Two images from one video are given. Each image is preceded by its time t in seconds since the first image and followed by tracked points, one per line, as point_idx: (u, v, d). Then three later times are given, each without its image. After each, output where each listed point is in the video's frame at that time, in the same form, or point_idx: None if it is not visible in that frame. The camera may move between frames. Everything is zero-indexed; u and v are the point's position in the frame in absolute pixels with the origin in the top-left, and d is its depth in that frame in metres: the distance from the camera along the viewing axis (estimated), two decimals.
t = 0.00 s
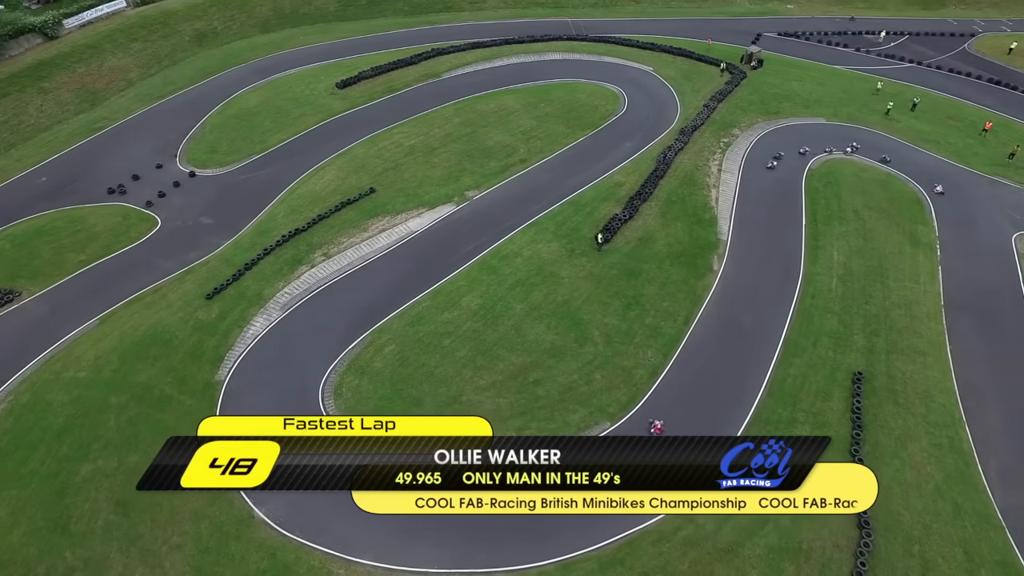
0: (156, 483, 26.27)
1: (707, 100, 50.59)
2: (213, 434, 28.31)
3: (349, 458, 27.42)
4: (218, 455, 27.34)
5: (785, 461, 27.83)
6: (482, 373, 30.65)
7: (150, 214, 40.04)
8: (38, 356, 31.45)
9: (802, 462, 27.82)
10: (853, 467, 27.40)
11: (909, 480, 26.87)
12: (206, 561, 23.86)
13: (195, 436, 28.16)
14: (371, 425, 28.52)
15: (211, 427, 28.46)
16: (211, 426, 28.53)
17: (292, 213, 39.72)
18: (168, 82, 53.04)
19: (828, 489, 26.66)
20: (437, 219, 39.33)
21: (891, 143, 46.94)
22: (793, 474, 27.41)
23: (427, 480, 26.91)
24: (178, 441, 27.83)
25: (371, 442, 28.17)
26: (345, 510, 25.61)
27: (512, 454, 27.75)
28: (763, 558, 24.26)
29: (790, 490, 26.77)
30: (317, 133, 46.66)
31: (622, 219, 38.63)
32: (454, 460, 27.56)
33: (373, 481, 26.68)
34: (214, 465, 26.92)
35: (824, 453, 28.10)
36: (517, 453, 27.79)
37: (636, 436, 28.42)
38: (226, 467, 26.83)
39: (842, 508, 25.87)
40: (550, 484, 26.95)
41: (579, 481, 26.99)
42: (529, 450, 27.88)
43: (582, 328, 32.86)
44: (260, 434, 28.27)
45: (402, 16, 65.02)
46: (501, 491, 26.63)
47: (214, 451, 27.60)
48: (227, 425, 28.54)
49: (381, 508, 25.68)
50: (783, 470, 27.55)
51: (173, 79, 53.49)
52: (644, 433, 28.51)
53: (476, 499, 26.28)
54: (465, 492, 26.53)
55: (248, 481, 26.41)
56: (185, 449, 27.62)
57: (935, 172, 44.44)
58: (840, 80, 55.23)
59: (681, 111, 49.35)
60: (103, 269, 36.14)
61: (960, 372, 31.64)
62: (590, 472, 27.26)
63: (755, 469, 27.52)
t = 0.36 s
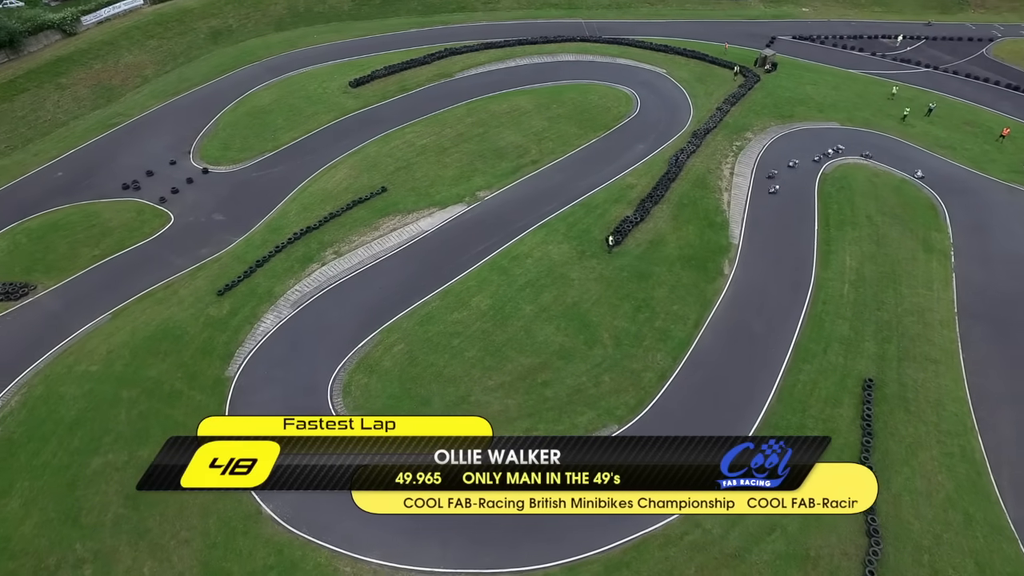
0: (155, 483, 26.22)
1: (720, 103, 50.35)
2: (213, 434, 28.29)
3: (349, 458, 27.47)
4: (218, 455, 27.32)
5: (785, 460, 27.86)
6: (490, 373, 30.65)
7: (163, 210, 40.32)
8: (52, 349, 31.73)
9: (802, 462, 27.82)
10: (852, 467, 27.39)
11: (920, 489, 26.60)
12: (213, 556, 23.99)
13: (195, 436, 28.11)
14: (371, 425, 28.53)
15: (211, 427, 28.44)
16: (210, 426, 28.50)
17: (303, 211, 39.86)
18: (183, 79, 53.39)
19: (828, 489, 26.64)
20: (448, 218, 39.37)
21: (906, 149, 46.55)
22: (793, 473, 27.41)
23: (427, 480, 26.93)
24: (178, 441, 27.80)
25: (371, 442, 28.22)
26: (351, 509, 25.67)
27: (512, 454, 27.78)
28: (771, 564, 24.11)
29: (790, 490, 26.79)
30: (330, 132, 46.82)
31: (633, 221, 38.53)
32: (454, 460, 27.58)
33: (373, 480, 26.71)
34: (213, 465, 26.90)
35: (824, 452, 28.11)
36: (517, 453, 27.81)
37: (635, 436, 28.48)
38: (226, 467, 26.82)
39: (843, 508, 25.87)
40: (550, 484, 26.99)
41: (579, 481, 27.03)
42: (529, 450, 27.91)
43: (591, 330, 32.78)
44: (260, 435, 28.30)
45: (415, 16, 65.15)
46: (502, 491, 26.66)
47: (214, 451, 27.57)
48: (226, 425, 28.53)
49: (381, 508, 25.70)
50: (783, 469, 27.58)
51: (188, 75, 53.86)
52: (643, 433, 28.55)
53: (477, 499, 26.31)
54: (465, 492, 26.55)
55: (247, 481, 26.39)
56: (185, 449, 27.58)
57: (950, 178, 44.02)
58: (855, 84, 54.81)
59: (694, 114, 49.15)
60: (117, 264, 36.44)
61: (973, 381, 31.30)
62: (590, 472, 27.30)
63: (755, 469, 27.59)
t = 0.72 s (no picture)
0: (156, 483, 26.17)
1: (731, 106, 50.13)
2: (213, 434, 28.23)
3: (349, 458, 27.45)
4: (218, 455, 27.29)
5: (785, 461, 27.91)
6: (497, 375, 30.61)
7: (174, 207, 40.52)
8: (62, 344, 31.94)
9: (802, 462, 27.84)
10: (851, 467, 27.45)
11: (929, 497, 26.34)
12: (219, 553, 24.05)
13: (195, 436, 28.05)
14: (371, 425, 28.50)
15: (211, 427, 28.39)
16: (210, 426, 28.45)
17: (313, 210, 39.94)
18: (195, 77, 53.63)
19: (828, 489, 26.64)
20: (457, 219, 39.38)
21: (918, 154, 46.18)
22: (794, 473, 27.43)
23: (427, 480, 26.89)
24: (178, 441, 27.74)
25: (371, 442, 28.19)
26: (355, 508, 25.67)
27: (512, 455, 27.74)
28: (777, 571, 23.93)
29: (790, 490, 26.77)
30: (340, 131, 46.92)
31: (642, 224, 38.42)
32: (454, 460, 27.53)
33: (373, 481, 26.68)
34: (213, 465, 26.86)
35: (824, 452, 28.15)
36: (517, 453, 27.76)
37: (635, 436, 28.44)
38: (226, 467, 26.78)
39: (844, 508, 25.88)
40: (549, 484, 26.95)
41: (579, 481, 27.00)
42: (529, 451, 27.86)
43: (599, 333, 32.69)
44: (260, 434, 28.27)
45: (427, 16, 65.23)
46: (502, 491, 26.61)
47: (214, 451, 27.52)
48: (226, 425, 28.48)
49: (381, 508, 25.69)
50: (783, 470, 27.60)
51: (200, 73, 54.11)
52: (642, 432, 28.52)
53: (470, 499, 26.27)
54: (465, 492, 26.50)
55: (247, 481, 26.34)
56: (185, 449, 27.53)
57: (963, 184, 43.62)
58: (868, 88, 54.45)
59: (704, 117, 48.96)
60: (127, 261, 36.64)
61: (985, 389, 30.97)
62: (590, 472, 27.28)
63: (755, 469, 27.60)
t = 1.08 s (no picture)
0: (156, 483, 26.14)
1: (738, 108, 49.97)
2: (213, 434, 28.22)
3: (351, 458, 27.45)
4: (218, 455, 27.28)
5: (785, 460, 27.91)
6: (501, 376, 30.54)
7: (180, 206, 40.58)
8: (67, 342, 32.01)
9: (802, 462, 27.87)
10: (851, 467, 27.45)
11: (934, 503, 26.15)
12: (222, 552, 24.04)
13: (195, 436, 28.03)
14: (371, 425, 28.51)
15: (211, 427, 28.38)
16: (210, 426, 28.44)
17: (318, 209, 39.95)
18: (202, 76, 53.71)
19: (828, 489, 26.63)
20: (462, 219, 39.34)
21: (926, 158, 45.92)
22: (793, 473, 27.43)
23: (427, 480, 26.85)
24: (178, 441, 27.72)
25: (371, 442, 28.17)
26: (358, 508, 25.62)
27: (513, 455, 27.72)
28: None
29: (789, 490, 26.76)
30: (346, 131, 46.94)
31: (647, 226, 38.32)
32: (454, 460, 27.50)
33: (374, 480, 26.66)
34: (213, 465, 26.85)
35: (824, 452, 28.17)
36: (517, 453, 27.74)
37: (635, 435, 28.42)
38: (226, 467, 26.79)
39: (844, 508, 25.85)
40: (549, 484, 26.94)
41: (578, 480, 27.01)
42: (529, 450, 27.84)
43: (604, 335, 32.59)
44: (260, 434, 28.27)
45: (434, 16, 65.23)
46: (502, 491, 26.59)
47: (213, 450, 27.52)
48: (226, 426, 28.47)
49: (374, 507, 25.70)
50: (783, 469, 27.59)
51: (207, 72, 54.20)
52: (643, 432, 28.53)
53: (457, 499, 26.21)
54: (465, 492, 26.46)
55: (247, 481, 26.33)
56: (186, 449, 27.52)
57: (971, 188, 43.34)
58: (875, 91, 54.19)
59: (711, 119, 48.81)
60: (132, 259, 36.71)
61: (992, 395, 30.73)
62: (590, 472, 27.29)
63: (755, 469, 27.58)
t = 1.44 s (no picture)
0: (156, 483, 26.13)
1: (743, 110, 49.84)
2: (213, 434, 28.21)
3: (351, 458, 27.42)
4: (218, 455, 27.27)
5: (785, 460, 27.90)
6: (503, 377, 30.48)
7: (184, 205, 40.64)
8: (71, 339, 32.09)
9: (802, 462, 27.86)
10: (851, 467, 27.44)
11: (938, 508, 26.01)
12: (224, 552, 24.05)
13: (195, 436, 28.02)
14: (371, 425, 28.49)
15: (210, 427, 28.38)
16: (210, 426, 28.43)
17: (322, 209, 39.95)
18: (207, 75, 53.79)
19: (828, 491, 26.58)
20: (466, 220, 39.32)
21: (932, 161, 45.71)
22: (794, 473, 27.41)
23: (427, 480, 26.81)
24: (178, 441, 27.74)
25: (371, 442, 28.15)
26: (360, 509, 25.60)
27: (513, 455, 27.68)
28: None
29: (789, 490, 26.74)
30: (350, 130, 46.94)
31: (651, 228, 38.23)
32: (454, 460, 27.47)
33: (373, 480, 26.65)
34: (213, 465, 26.85)
35: (825, 453, 28.15)
36: (517, 453, 27.71)
37: (637, 437, 28.38)
38: (226, 467, 26.78)
39: (844, 509, 25.82)
40: (549, 484, 26.91)
41: (579, 480, 26.98)
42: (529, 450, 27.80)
43: (607, 336, 32.51)
44: (260, 434, 28.27)
45: (439, 16, 65.22)
46: (501, 491, 26.56)
47: (213, 450, 27.52)
48: (226, 425, 28.47)
49: (367, 505, 25.79)
50: (783, 470, 27.57)
51: (212, 71, 54.27)
52: (643, 433, 28.51)
53: (446, 499, 26.17)
54: (465, 492, 26.43)
55: (247, 481, 26.32)
56: (185, 449, 27.51)
57: (977, 192, 43.12)
58: (881, 94, 53.99)
59: (716, 121, 48.71)
60: (137, 257, 36.78)
61: (997, 400, 30.54)
62: (590, 472, 27.26)
63: (755, 469, 27.55)
